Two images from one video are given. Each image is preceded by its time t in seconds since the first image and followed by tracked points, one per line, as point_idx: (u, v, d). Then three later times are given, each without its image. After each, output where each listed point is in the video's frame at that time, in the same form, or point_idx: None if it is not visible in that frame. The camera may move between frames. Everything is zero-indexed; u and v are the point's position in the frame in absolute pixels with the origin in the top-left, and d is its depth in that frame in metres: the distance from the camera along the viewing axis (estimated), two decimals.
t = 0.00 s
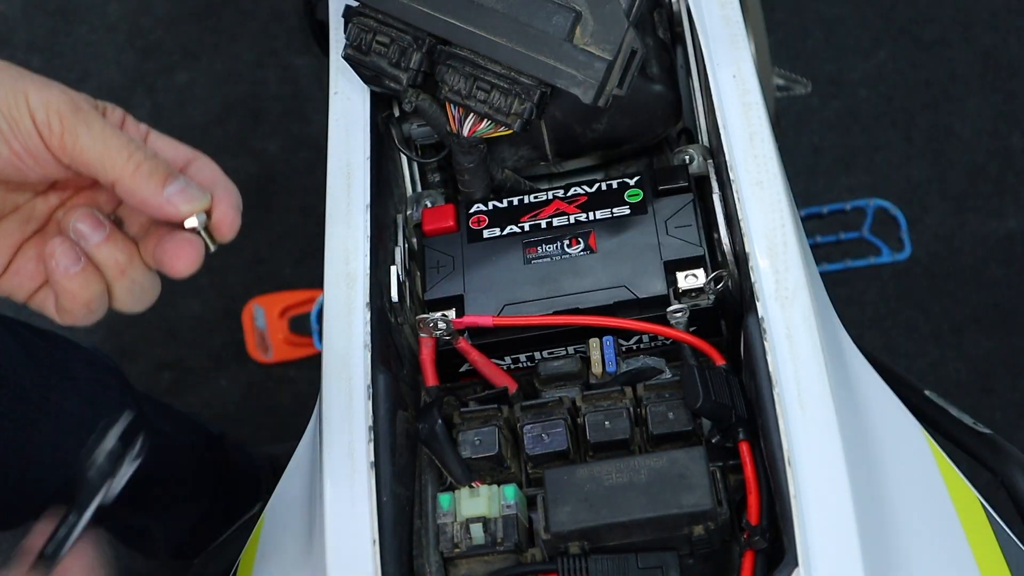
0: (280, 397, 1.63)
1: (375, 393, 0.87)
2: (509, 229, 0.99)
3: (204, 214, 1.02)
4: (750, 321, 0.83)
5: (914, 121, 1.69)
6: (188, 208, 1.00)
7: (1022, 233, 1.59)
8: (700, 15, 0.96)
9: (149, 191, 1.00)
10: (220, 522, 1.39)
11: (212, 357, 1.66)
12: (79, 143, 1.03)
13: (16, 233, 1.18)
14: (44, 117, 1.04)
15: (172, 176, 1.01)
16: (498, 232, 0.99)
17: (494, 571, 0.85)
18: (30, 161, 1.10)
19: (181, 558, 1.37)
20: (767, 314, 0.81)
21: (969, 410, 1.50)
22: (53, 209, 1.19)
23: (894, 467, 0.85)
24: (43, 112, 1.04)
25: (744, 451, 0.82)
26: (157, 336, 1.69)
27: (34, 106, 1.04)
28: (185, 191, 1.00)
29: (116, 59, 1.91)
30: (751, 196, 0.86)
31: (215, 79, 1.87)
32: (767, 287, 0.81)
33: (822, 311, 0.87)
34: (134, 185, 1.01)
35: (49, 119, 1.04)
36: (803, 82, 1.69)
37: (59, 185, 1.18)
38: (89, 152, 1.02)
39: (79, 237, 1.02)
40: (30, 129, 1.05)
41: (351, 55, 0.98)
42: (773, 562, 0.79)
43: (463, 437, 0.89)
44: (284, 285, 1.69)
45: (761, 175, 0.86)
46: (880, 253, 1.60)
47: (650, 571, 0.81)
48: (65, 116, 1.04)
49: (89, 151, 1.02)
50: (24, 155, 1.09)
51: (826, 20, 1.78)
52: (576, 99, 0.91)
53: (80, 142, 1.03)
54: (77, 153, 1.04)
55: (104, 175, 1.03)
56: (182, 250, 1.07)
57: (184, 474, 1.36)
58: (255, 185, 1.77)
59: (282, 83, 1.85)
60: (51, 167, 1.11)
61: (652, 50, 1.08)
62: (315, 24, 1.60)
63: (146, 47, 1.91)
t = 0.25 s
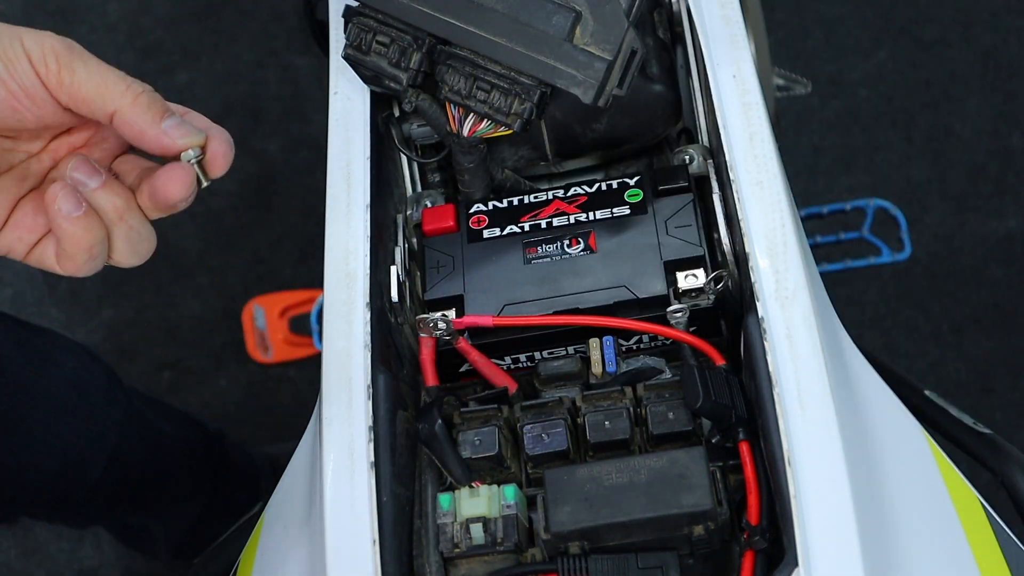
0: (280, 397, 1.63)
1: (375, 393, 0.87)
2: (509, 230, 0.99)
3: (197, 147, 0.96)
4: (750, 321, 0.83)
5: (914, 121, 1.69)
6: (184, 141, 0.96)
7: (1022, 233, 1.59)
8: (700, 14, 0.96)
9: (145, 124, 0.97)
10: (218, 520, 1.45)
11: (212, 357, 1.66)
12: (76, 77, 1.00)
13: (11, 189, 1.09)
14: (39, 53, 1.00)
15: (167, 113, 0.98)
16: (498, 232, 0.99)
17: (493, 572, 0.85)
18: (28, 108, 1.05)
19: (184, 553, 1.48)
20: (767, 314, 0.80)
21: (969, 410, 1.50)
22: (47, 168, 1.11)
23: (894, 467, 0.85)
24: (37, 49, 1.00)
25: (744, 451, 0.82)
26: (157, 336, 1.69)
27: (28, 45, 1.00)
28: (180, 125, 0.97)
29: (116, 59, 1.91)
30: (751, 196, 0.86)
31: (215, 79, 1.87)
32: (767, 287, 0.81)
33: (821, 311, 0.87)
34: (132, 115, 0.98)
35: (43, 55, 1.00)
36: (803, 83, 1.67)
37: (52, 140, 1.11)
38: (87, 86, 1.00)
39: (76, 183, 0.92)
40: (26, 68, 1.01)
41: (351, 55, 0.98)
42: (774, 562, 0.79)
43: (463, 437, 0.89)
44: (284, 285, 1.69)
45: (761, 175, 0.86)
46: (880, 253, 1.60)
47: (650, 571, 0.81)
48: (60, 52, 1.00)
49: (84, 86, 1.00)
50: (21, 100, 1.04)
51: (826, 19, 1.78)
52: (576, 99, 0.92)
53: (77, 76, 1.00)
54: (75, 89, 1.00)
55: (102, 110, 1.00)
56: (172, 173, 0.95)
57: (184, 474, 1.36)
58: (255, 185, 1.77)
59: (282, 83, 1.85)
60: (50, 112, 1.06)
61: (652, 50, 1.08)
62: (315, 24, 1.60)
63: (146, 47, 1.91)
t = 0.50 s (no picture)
0: (280, 397, 1.63)
1: (375, 392, 0.87)
2: (509, 230, 0.99)
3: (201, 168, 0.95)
4: (751, 321, 0.83)
5: (914, 121, 1.69)
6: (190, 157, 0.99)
7: (1022, 233, 1.59)
8: (700, 14, 0.96)
9: (150, 142, 1.01)
10: (219, 520, 1.45)
11: (212, 357, 1.66)
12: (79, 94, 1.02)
13: (1, 225, 1.05)
14: (42, 67, 1.01)
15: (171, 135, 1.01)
16: (498, 232, 0.99)
17: (494, 572, 0.85)
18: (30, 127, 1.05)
19: (183, 552, 1.47)
20: (767, 314, 0.80)
21: (969, 410, 1.50)
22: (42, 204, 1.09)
23: (894, 467, 0.85)
24: (39, 65, 1.01)
25: (744, 451, 0.82)
26: (157, 336, 1.69)
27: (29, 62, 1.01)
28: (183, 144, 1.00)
29: (116, 59, 1.91)
30: (751, 196, 0.86)
31: (215, 79, 1.87)
32: (767, 287, 0.81)
33: (821, 311, 0.87)
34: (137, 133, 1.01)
35: (46, 70, 1.02)
36: (803, 82, 1.68)
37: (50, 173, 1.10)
38: (88, 102, 1.02)
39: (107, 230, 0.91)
40: (28, 80, 1.01)
41: (351, 55, 0.98)
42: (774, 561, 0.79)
43: (463, 437, 0.89)
44: (284, 285, 1.69)
45: (761, 175, 0.86)
46: (880, 253, 1.60)
47: (650, 571, 0.81)
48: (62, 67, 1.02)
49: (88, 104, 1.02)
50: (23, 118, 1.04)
51: (826, 19, 1.78)
52: (576, 99, 0.92)
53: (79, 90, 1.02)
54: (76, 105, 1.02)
55: (102, 128, 1.03)
56: (173, 190, 0.92)
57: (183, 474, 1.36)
58: (255, 185, 1.77)
59: (282, 83, 1.85)
60: (49, 130, 1.06)
61: (652, 50, 1.08)
62: (315, 24, 1.60)
63: (146, 47, 1.91)
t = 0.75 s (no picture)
0: (280, 397, 1.63)
1: (375, 392, 0.87)
2: (509, 230, 0.99)
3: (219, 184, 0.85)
4: (750, 321, 0.83)
5: (913, 121, 1.69)
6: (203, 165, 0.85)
7: (1022, 233, 1.59)
8: (700, 14, 0.96)
9: (162, 155, 0.87)
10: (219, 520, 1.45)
11: (212, 357, 1.66)
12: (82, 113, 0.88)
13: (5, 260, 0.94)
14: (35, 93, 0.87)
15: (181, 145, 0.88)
16: (498, 232, 0.99)
17: (493, 572, 0.85)
18: None
19: (183, 552, 1.47)
20: (767, 314, 0.80)
21: (969, 410, 1.50)
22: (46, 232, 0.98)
23: (894, 467, 0.85)
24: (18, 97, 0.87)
25: (744, 451, 0.82)
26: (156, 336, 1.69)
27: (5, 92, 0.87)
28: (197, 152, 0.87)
29: (116, 59, 1.91)
30: (751, 195, 0.86)
31: (215, 79, 1.87)
32: (767, 286, 0.81)
33: (821, 312, 0.87)
34: (148, 148, 0.88)
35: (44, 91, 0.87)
36: (803, 82, 1.68)
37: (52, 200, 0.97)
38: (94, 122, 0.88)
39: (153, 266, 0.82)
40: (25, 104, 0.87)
41: (351, 55, 0.98)
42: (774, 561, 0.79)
43: (463, 437, 0.89)
44: (284, 285, 1.69)
45: (761, 175, 0.86)
46: (880, 253, 1.60)
47: (650, 571, 0.81)
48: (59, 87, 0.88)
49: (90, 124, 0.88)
50: None
51: (826, 19, 1.78)
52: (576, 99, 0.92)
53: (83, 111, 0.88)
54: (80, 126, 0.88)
55: (112, 145, 0.90)
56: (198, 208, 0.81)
57: (182, 474, 1.36)
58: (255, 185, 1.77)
59: (282, 83, 1.85)
60: (51, 153, 0.92)
61: (652, 50, 1.08)
62: (315, 24, 1.60)
63: (146, 47, 1.91)
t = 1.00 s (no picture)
0: (280, 397, 1.63)
1: (375, 392, 0.87)
2: (509, 230, 0.99)
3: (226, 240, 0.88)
4: (750, 322, 0.83)
5: (913, 121, 1.69)
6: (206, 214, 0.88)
7: (1022, 233, 1.59)
8: (700, 14, 0.96)
9: (166, 200, 0.90)
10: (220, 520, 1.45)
11: (212, 357, 1.66)
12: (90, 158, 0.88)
13: None
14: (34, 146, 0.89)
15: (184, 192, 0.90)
16: (498, 233, 0.99)
17: (493, 571, 0.85)
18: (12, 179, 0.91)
19: (184, 552, 1.47)
20: (767, 314, 0.81)
21: (969, 410, 1.50)
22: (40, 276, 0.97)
23: (893, 467, 0.85)
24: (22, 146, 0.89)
25: (744, 451, 0.82)
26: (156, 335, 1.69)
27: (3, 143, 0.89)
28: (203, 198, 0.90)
29: (116, 59, 1.91)
30: (750, 195, 0.86)
31: (215, 78, 1.87)
32: (767, 287, 0.81)
33: (821, 311, 0.87)
34: (153, 193, 0.89)
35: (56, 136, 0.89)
36: (803, 83, 1.68)
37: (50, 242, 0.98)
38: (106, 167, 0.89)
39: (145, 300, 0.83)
40: (42, 150, 0.89)
41: (351, 55, 0.98)
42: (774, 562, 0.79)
43: (463, 437, 0.89)
44: (284, 285, 1.69)
45: (761, 175, 0.87)
46: (880, 253, 1.60)
47: (650, 571, 0.81)
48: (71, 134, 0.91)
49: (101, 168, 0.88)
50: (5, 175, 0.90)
51: (826, 19, 1.78)
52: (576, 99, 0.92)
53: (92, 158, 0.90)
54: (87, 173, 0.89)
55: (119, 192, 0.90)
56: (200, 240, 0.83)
57: (182, 474, 1.36)
58: (255, 184, 1.77)
59: (282, 82, 1.85)
60: (63, 197, 0.94)
61: (652, 50, 1.08)
62: (315, 24, 1.60)
63: (146, 47, 1.91)
